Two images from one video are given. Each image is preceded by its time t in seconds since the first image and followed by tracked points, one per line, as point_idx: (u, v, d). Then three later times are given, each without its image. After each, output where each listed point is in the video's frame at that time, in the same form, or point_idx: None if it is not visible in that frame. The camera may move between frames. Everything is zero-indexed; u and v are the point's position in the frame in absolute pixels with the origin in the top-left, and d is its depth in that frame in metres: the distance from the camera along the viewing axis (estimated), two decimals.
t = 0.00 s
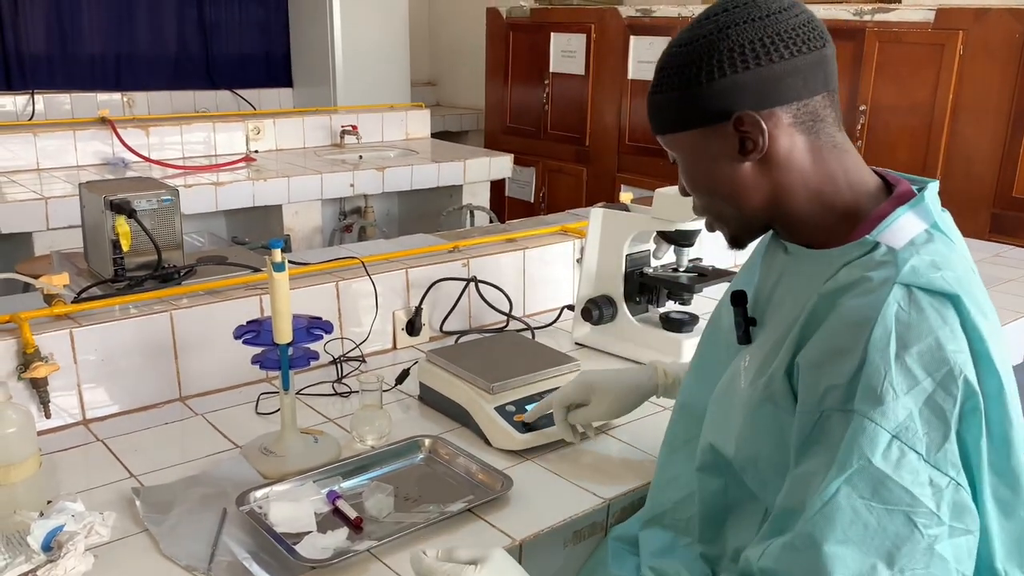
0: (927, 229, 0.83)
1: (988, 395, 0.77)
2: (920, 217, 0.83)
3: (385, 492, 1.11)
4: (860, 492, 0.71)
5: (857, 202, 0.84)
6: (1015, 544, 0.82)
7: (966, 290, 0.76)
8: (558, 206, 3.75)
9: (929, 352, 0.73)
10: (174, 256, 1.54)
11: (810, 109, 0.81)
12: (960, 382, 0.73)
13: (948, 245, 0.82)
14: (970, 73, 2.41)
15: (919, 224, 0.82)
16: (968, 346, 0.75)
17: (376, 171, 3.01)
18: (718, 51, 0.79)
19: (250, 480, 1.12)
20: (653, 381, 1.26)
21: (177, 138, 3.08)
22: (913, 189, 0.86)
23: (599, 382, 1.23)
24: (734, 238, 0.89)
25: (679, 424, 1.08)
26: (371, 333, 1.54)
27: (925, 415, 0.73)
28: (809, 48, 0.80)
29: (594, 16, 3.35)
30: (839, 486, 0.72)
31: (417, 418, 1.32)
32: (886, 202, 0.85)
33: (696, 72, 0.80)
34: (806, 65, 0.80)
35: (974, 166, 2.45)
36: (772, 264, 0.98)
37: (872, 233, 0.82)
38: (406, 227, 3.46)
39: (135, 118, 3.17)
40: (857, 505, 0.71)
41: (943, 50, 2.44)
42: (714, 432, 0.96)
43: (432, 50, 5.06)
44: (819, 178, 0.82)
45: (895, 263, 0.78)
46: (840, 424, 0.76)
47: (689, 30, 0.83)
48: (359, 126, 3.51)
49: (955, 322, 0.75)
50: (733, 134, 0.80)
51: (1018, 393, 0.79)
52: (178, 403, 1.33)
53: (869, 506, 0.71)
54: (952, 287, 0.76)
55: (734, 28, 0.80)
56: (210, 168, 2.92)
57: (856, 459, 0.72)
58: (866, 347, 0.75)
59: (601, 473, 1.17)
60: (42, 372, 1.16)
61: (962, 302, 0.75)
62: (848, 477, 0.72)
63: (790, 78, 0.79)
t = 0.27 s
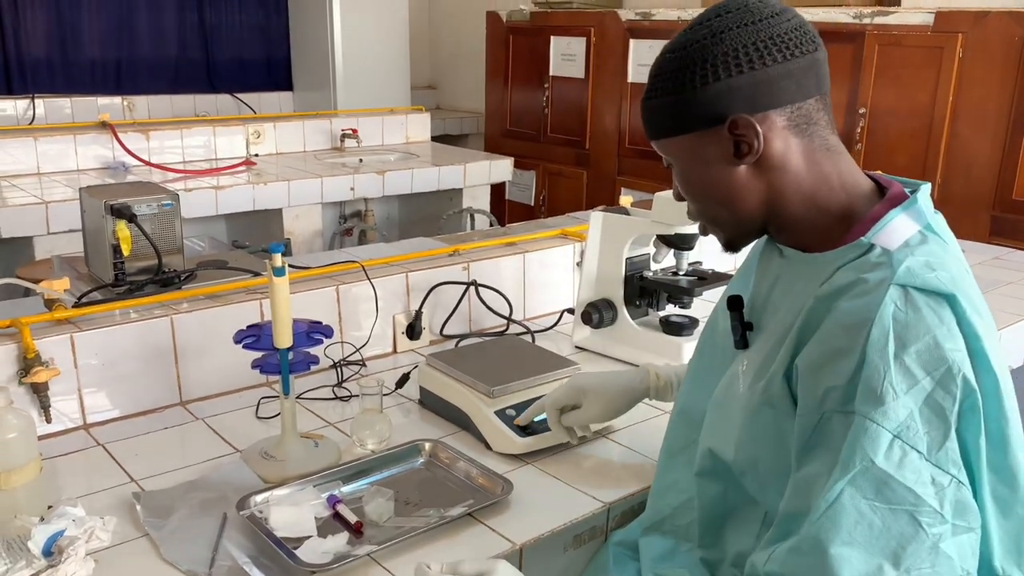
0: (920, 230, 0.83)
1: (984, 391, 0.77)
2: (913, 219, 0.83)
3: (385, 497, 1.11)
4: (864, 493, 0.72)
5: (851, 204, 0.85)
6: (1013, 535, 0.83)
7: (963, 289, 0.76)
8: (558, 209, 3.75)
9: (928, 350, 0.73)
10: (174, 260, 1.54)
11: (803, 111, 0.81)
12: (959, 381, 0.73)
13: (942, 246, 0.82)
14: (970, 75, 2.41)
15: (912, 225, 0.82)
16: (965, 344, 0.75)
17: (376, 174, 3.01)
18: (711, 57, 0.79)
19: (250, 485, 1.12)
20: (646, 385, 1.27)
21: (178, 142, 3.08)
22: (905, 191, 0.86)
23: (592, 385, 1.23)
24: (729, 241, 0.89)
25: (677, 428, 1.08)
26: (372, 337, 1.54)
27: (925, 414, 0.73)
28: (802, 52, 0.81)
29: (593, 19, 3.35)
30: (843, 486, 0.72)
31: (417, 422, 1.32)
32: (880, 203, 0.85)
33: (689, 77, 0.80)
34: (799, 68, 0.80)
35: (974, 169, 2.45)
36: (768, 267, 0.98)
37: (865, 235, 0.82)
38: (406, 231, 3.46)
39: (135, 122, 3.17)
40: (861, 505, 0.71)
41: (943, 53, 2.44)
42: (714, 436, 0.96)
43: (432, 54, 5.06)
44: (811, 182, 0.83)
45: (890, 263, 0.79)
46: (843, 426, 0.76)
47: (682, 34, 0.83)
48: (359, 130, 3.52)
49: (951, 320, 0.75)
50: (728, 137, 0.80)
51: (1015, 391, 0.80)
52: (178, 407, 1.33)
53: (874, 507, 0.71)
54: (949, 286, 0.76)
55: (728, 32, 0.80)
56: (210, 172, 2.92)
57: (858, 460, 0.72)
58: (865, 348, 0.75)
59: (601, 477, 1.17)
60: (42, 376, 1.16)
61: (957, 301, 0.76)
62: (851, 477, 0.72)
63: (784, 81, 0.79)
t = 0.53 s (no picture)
0: (918, 228, 0.83)
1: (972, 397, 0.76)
2: (910, 217, 0.83)
3: (384, 495, 1.10)
4: (825, 478, 0.70)
5: (852, 201, 0.85)
6: (994, 556, 0.80)
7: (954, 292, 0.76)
8: (558, 207, 3.75)
9: (911, 348, 0.73)
10: (174, 257, 1.54)
11: (824, 103, 0.81)
12: (939, 383, 0.72)
13: (941, 244, 0.82)
14: (971, 74, 2.40)
15: (909, 222, 0.82)
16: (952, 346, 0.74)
17: (376, 172, 3.01)
18: (747, 36, 0.78)
19: (250, 483, 1.12)
20: (604, 345, 1.24)
21: (178, 139, 3.08)
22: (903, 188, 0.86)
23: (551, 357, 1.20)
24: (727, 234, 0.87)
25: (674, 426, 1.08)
26: (371, 335, 1.54)
27: (900, 412, 0.72)
28: (829, 43, 0.81)
29: (594, 17, 3.35)
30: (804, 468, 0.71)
31: (417, 420, 1.32)
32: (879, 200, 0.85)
33: (720, 54, 0.78)
34: (826, 58, 0.80)
35: (974, 167, 2.45)
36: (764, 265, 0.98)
37: (864, 232, 0.82)
38: (406, 228, 3.46)
39: (135, 119, 3.16)
40: (820, 491, 0.70)
41: (944, 52, 2.43)
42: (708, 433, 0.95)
43: (433, 51, 5.06)
44: (826, 176, 0.83)
45: (885, 260, 0.78)
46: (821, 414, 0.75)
47: (712, 11, 0.81)
48: (359, 127, 3.51)
49: (939, 321, 0.74)
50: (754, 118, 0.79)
51: (1004, 399, 0.78)
52: (177, 405, 1.33)
53: (832, 492, 0.70)
54: (940, 286, 0.75)
55: (765, 12, 0.79)
56: (210, 169, 2.92)
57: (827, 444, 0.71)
58: (852, 337, 0.75)
59: (601, 475, 1.16)
60: (41, 374, 1.16)
61: (947, 301, 0.75)
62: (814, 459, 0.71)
63: (814, 68, 0.79)
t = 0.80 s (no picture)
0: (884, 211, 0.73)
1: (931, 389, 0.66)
2: (875, 201, 0.73)
3: (391, 487, 1.09)
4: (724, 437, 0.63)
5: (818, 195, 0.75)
6: None
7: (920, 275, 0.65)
8: (564, 198, 3.73)
9: (865, 326, 0.63)
10: (179, 246, 1.53)
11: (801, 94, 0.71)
12: (887, 369, 0.62)
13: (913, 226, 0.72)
14: (981, 65, 2.42)
15: (874, 208, 0.72)
16: (912, 332, 0.64)
17: (382, 162, 2.99)
18: (727, 16, 0.67)
19: (256, 474, 1.10)
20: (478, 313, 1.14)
21: (182, 128, 3.06)
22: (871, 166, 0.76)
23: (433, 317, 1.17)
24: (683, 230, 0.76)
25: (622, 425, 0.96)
26: (378, 325, 1.52)
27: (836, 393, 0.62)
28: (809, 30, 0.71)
29: (602, 6, 3.33)
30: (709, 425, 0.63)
31: (423, 411, 1.30)
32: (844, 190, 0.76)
33: (699, 32, 0.67)
34: (807, 46, 0.70)
35: (984, 159, 2.46)
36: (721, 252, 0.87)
37: (828, 220, 0.72)
38: (411, 219, 3.44)
39: (140, 107, 3.14)
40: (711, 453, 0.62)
41: (954, 42, 2.45)
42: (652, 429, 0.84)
43: (438, 40, 5.03)
44: (796, 170, 0.73)
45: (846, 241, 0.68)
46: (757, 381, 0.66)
47: None
48: (364, 116, 3.49)
49: (899, 304, 0.64)
50: (729, 109, 0.68)
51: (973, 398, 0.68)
52: (183, 394, 1.32)
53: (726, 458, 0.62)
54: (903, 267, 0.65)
55: None
56: (215, 158, 2.91)
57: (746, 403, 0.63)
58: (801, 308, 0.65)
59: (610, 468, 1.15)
60: (45, 362, 1.14)
61: (911, 284, 0.65)
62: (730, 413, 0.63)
63: (796, 57, 0.69)
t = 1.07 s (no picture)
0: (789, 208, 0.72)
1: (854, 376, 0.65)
2: (780, 199, 0.72)
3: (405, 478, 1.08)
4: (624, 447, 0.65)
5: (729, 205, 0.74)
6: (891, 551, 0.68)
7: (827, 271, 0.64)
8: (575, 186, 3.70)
9: (758, 332, 0.62)
10: (191, 232, 1.52)
11: (707, 110, 0.70)
12: (781, 372, 0.62)
13: (825, 215, 0.70)
14: (998, 54, 2.47)
15: (779, 206, 0.71)
16: (819, 329, 0.63)
17: (391, 148, 2.97)
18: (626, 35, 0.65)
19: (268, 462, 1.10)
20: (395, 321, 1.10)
21: (193, 113, 3.05)
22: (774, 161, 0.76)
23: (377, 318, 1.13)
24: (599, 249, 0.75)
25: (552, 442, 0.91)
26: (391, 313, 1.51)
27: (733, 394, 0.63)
28: (715, 41, 0.69)
29: None
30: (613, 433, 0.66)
31: (436, 401, 1.29)
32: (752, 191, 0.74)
33: (595, 53, 0.65)
34: (712, 60, 0.68)
35: (1001, 147, 2.51)
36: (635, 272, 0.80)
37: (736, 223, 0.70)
38: (420, 206, 3.43)
39: (150, 91, 3.13)
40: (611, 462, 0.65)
41: (972, 31, 2.51)
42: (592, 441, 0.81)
43: (448, 26, 5.00)
44: (704, 183, 0.72)
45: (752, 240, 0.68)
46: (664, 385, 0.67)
47: None
48: (374, 102, 3.47)
49: (802, 303, 0.63)
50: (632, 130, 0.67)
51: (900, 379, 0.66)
52: (194, 381, 1.31)
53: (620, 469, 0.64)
54: (807, 265, 0.64)
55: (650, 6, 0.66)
56: (225, 143, 2.89)
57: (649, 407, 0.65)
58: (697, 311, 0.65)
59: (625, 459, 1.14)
60: (58, 348, 1.13)
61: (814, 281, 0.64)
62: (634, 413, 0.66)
63: (699, 73, 0.67)
